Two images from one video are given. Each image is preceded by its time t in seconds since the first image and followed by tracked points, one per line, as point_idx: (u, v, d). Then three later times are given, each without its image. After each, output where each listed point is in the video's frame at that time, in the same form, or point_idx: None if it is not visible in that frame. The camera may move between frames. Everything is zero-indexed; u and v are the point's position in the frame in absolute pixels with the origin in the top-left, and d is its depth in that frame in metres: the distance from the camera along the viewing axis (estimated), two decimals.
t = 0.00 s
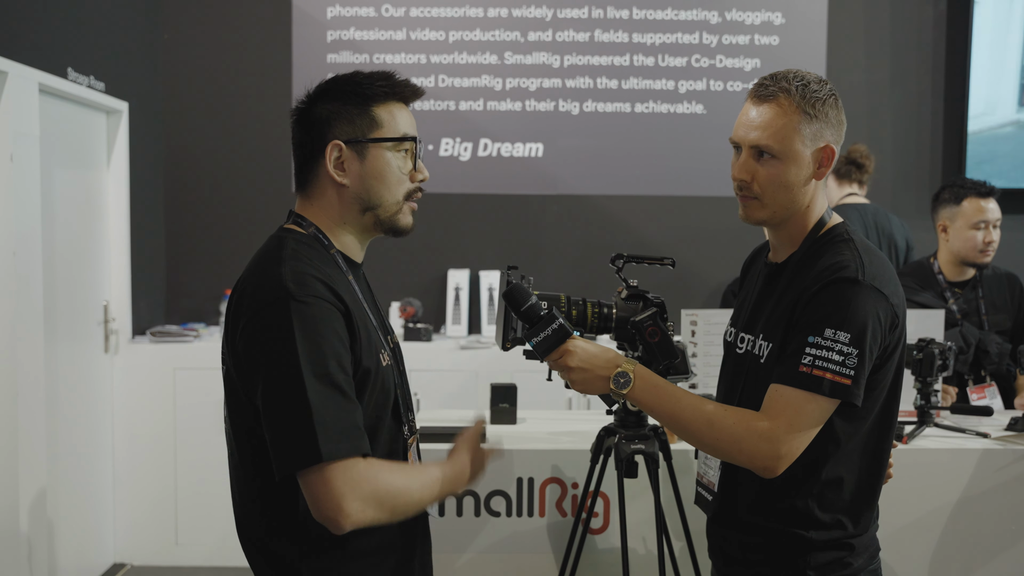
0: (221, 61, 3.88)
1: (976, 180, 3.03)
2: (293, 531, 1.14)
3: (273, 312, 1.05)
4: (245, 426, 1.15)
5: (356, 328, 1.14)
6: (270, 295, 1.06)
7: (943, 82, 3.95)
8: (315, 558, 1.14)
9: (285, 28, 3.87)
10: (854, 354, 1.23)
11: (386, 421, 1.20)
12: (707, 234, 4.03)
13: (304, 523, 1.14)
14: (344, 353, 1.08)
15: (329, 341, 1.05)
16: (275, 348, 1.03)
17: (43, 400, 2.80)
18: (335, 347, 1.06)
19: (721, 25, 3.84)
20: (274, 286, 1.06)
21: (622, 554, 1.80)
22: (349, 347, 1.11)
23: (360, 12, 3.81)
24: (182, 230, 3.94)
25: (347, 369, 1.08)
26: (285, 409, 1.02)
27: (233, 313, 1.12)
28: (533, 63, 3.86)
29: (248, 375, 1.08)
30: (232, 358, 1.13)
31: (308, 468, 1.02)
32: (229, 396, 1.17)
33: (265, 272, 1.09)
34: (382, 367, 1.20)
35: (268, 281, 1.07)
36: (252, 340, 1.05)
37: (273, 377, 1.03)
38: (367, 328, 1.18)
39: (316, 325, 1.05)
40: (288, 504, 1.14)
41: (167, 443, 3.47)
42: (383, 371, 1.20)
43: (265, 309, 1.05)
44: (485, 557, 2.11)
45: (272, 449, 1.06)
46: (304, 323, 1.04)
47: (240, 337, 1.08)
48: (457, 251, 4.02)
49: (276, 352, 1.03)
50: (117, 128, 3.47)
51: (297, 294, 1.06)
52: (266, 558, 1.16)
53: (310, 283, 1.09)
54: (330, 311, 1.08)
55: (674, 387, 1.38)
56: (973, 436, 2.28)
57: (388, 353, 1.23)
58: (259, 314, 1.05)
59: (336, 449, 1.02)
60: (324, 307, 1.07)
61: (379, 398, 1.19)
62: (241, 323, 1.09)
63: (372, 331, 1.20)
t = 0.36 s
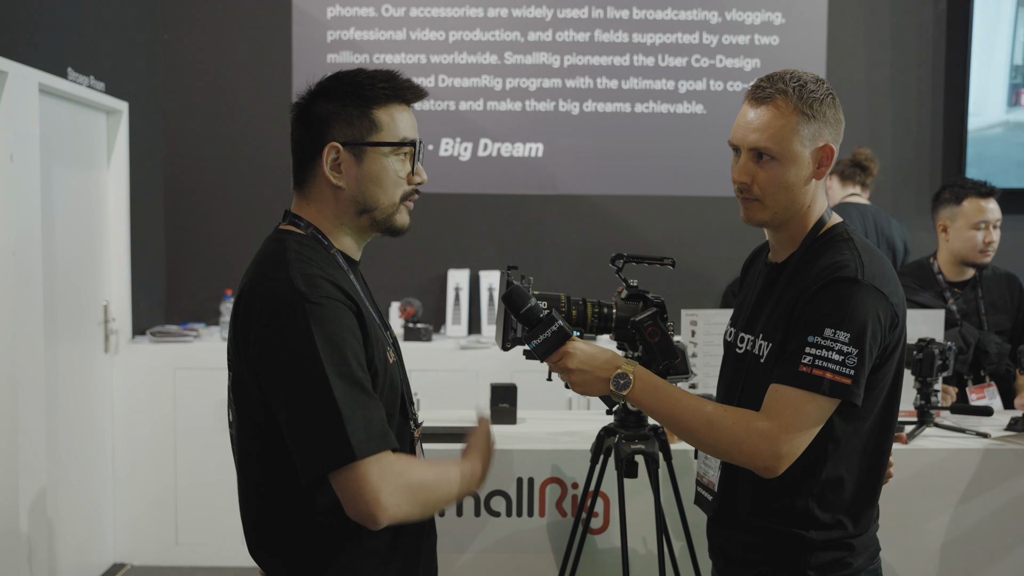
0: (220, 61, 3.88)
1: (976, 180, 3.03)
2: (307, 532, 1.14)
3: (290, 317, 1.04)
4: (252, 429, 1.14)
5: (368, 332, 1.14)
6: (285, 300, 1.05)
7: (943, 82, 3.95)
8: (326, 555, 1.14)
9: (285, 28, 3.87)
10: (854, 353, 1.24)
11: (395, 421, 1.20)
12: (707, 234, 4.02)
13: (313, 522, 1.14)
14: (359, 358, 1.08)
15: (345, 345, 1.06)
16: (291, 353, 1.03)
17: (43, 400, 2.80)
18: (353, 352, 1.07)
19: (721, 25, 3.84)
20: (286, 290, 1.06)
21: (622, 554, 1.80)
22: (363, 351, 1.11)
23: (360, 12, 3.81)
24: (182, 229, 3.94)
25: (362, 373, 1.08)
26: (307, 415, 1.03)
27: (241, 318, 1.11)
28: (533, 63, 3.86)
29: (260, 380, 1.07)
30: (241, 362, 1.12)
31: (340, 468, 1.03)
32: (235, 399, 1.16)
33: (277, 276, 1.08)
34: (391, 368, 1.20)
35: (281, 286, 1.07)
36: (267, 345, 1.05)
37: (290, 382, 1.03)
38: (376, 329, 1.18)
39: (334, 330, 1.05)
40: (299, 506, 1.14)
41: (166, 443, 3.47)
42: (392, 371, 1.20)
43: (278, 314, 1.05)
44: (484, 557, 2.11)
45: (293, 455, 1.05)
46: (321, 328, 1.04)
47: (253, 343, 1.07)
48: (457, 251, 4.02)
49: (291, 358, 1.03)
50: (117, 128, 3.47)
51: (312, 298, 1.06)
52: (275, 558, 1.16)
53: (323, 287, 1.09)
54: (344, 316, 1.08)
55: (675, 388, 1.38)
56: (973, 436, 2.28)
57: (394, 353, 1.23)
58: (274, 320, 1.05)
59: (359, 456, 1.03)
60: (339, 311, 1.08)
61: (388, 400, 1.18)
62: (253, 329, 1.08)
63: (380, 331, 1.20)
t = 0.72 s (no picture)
0: (220, 61, 3.88)
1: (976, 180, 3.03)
2: (307, 532, 1.14)
3: (290, 317, 1.04)
4: (253, 428, 1.14)
5: (369, 332, 1.14)
6: (287, 299, 1.06)
7: (943, 82, 3.95)
8: (324, 554, 1.14)
9: (285, 28, 3.87)
10: (854, 352, 1.24)
11: (395, 422, 1.20)
12: (707, 234, 4.02)
13: (311, 521, 1.14)
14: (358, 359, 1.08)
15: (346, 346, 1.06)
16: (292, 350, 1.03)
17: (43, 399, 2.80)
18: (352, 353, 1.07)
19: (721, 25, 3.84)
20: (288, 290, 1.06)
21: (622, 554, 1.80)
22: (363, 352, 1.11)
23: (360, 12, 3.81)
24: (182, 229, 3.94)
25: (360, 370, 1.08)
26: (307, 413, 1.03)
27: (244, 316, 1.12)
28: (533, 63, 3.86)
29: (261, 379, 1.08)
30: (242, 361, 1.13)
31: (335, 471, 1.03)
32: (238, 397, 1.16)
33: (279, 274, 1.09)
34: (391, 367, 1.20)
35: (283, 285, 1.07)
36: (268, 344, 1.05)
37: (289, 379, 1.03)
38: (377, 328, 1.18)
39: (334, 330, 1.05)
40: (300, 505, 1.14)
41: (167, 443, 3.47)
42: (393, 370, 1.20)
43: (278, 309, 1.05)
44: (485, 557, 2.11)
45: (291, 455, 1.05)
46: (321, 328, 1.04)
47: (254, 341, 1.08)
48: (457, 251, 4.02)
49: (291, 354, 1.03)
50: (117, 128, 3.47)
51: (313, 298, 1.06)
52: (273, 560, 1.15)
53: (325, 285, 1.09)
54: (345, 316, 1.08)
55: (675, 386, 1.38)
56: (973, 436, 2.28)
57: (396, 352, 1.23)
58: (275, 320, 1.05)
59: (358, 452, 1.03)
60: (340, 311, 1.08)
61: (388, 397, 1.18)
62: (254, 328, 1.08)
63: (381, 329, 1.19)
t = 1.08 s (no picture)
0: (220, 61, 3.88)
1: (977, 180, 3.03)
2: (303, 531, 1.14)
3: (285, 313, 1.04)
4: (250, 426, 1.14)
5: (365, 331, 1.14)
6: (283, 296, 1.06)
7: (944, 82, 3.95)
8: (320, 554, 1.14)
9: (285, 28, 3.87)
10: (854, 352, 1.24)
11: (390, 421, 1.20)
12: (707, 234, 4.02)
13: (307, 520, 1.14)
14: (353, 357, 1.08)
15: (340, 344, 1.06)
16: (288, 348, 1.03)
17: (43, 399, 2.80)
18: (347, 351, 1.07)
19: (721, 25, 3.84)
20: (284, 287, 1.06)
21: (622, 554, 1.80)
22: (358, 351, 1.11)
23: (360, 12, 3.81)
24: (182, 229, 3.94)
25: (356, 369, 1.08)
26: (302, 411, 1.03)
27: (242, 312, 1.12)
28: (533, 63, 3.86)
29: (258, 376, 1.08)
30: (239, 358, 1.13)
31: (325, 468, 1.02)
32: (235, 396, 1.16)
33: (276, 271, 1.08)
34: (388, 366, 1.19)
35: (279, 281, 1.07)
36: (264, 342, 1.05)
37: (284, 377, 1.03)
38: (375, 327, 1.17)
39: (329, 328, 1.05)
40: (295, 504, 1.14)
41: (167, 442, 3.47)
42: (390, 369, 1.20)
43: (274, 306, 1.05)
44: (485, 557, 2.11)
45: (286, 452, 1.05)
46: (317, 326, 1.04)
47: (250, 338, 1.08)
48: (457, 251, 4.02)
49: (286, 352, 1.03)
50: (117, 128, 3.47)
51: (309, 295, 1.06)
52: (268, 559, 1.15)
53: (321, 282, 1.09)
54: (341, 315, 1.08)
55: (676, 387, 1.38)
56: (973, 436, 2.28)
57: (394, 352, 1.23)
58: (270, 316, 1.05)
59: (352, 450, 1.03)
60: (337, 310, 1.08)
61: (385, 397, 1.18)
62: (250, 324, 1.09)
63: (380, 329, 1.19)
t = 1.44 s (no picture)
0: (220, 61, 3.88)
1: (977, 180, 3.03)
2: (308, 530, 1.14)
3: (295, 312, 1.05)
4: (256, 425, 1.14)
5: (372, 328, 1.14)
6: (293, 294, 1.06)
7: (944, 82, 3.95)
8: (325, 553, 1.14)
9: (285, 27, 3.87)
10: (852, 353, 1.24)
11: (397, 418, 1.20)
12: (707, 233, 4.02)
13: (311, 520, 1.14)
14: (360, 356, 1.08)
15: (347, 342, 1.06)
16: (297, 347, 1.04)
17: (43, 399, 2.80)
18: (354, 349, 1.07)
19: (721, 25, 3.84)
20: (294, 285, 1.06)
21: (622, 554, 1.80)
22: (366, 349, 1.11)
23: (360, 12, 3.81)
24: (181, 229, 3.94)
25: (362, 368, 1.08)
26: (312, 410, 1.03)
27: (249, 311, 1.12)
28: (533, 63, 3.86)
29: (263, 375, 1.08)
30: (246, 357, 1.12)
31: (326, 467, 1.03)
32: (241, 394, 1.17)
33: (284, 270, 1.08)
34: (394, 362, 1.20)
35: (288, 280, 1.07)
36: (273, 341, 1.05)
37: (294, 375, 1.03)
38: (380, 324, 1.18)
39: (337, 327, 1.05)
40: (300, 503, 1.14)
41: (167, 442, 3.47)
42: (396, 366, 1.20)
43: (282, 305, 1.05)
44: (485, 557, 2.11)
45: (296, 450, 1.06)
46: (325, 325, 1.05)
47: (258, 338, 1.08)
48: (457, 251, 4.02)
49: (296, 351, 1.03)
50: (117, 128, 3.47)
51: (319, 294, 1.06)
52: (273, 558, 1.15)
53: (329, 280, 1.09)
54: (349, 313, 1.08)
55: (675, 389, 1.38)
56: (973, 436, 2.28)
57: (400, 351, 1.23)
58: (280, 315, 1.05)
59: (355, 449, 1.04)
60: (344, 308, 1.08)
61: (391, 394, 1.18)
62: (258, 324, 1.09)
63: (384, 326, 1.19)
